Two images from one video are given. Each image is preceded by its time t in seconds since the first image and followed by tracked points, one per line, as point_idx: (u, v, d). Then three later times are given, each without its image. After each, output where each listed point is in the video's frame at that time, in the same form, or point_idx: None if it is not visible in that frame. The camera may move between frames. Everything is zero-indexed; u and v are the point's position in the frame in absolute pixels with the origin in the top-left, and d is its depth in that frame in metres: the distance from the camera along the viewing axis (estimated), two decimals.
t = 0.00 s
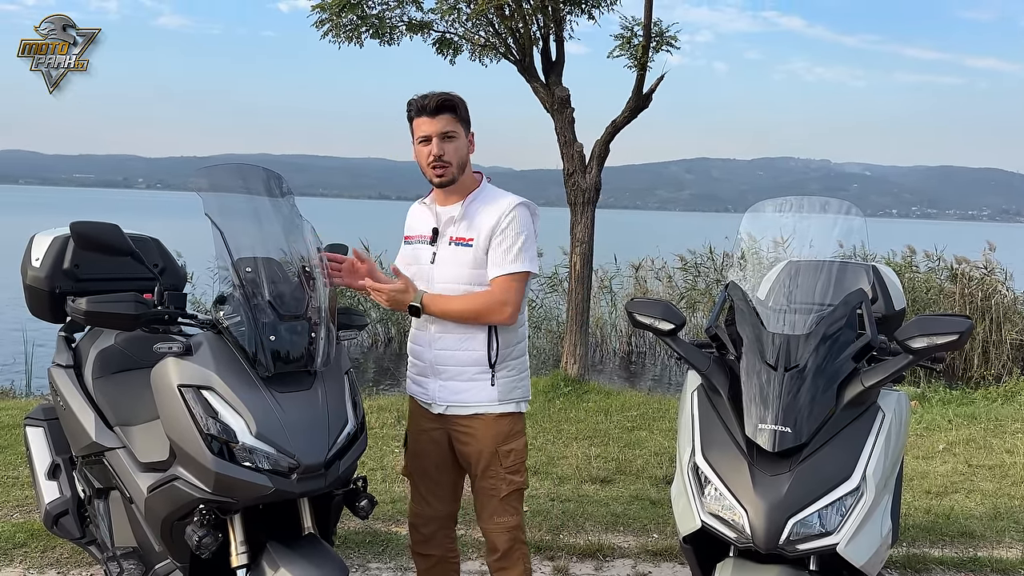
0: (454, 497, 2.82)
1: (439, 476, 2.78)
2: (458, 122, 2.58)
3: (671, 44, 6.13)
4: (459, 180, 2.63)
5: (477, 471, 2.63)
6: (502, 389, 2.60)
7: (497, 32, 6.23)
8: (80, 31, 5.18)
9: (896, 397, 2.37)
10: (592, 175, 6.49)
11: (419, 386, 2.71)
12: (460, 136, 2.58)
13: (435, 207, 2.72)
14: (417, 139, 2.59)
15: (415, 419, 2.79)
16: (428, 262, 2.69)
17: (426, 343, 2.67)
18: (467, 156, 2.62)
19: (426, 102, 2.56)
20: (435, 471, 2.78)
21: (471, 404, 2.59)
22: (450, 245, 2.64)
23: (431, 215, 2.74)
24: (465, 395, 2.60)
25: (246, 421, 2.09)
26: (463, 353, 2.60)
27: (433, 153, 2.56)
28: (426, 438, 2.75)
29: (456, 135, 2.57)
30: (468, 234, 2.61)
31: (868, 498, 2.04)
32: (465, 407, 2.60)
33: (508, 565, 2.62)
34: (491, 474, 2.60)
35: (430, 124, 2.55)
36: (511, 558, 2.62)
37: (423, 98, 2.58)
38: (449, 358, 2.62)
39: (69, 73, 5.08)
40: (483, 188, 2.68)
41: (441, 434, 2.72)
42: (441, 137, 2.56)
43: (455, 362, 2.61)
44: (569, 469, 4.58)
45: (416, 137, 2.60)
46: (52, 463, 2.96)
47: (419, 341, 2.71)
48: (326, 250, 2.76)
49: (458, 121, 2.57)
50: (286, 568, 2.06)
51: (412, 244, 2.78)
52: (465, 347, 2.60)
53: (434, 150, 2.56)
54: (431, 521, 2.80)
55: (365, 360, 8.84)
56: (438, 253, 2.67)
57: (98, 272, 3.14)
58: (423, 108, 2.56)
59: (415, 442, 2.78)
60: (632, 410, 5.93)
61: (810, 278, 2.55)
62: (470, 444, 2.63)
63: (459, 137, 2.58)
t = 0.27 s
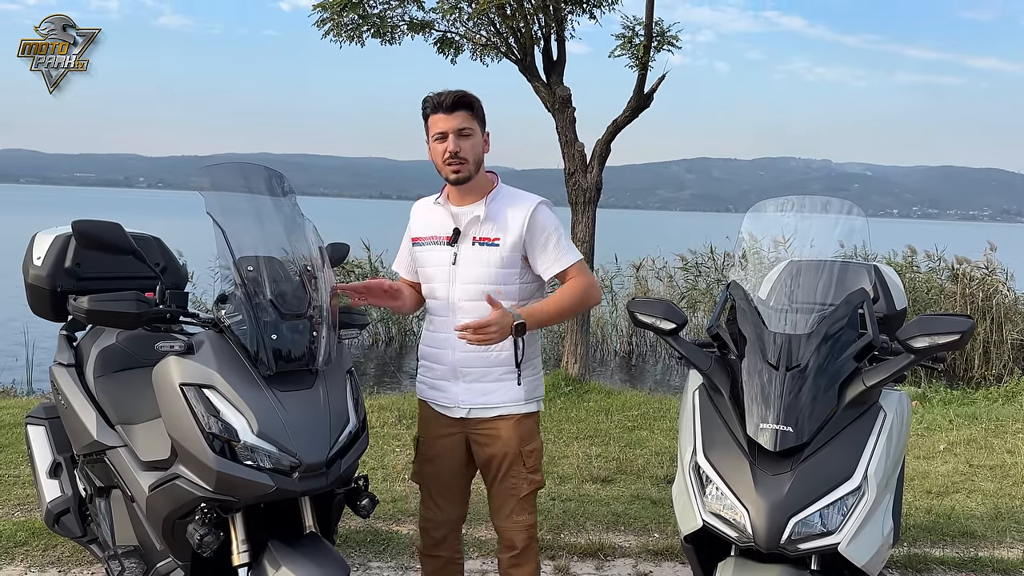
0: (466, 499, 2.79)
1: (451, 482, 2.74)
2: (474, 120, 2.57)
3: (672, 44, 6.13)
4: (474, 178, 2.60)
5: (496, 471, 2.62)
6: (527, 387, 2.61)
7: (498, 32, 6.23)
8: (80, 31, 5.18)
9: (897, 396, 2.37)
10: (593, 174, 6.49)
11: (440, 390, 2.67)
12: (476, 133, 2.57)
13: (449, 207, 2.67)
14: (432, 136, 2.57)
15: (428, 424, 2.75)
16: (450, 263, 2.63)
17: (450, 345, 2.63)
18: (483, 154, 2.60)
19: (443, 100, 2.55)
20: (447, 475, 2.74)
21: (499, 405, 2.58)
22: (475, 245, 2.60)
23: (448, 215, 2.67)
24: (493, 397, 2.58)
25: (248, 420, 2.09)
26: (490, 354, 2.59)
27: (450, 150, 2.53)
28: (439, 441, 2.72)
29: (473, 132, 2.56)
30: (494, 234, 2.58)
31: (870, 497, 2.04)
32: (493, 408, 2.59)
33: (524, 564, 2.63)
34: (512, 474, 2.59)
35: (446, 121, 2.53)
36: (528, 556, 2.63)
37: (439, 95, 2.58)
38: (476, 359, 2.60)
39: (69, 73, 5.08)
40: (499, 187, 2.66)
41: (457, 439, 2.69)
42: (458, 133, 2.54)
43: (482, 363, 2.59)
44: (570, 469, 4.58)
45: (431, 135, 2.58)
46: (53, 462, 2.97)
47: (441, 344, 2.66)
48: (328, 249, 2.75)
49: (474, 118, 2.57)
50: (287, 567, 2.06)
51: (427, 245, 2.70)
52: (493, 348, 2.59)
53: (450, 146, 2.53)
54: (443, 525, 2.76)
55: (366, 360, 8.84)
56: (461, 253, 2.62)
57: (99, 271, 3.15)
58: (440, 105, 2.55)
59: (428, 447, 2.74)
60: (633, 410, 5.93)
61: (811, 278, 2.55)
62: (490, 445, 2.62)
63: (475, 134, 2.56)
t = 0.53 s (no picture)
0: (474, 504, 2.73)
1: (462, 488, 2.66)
2: (511, 115, 2.56)
3: (672, 43, 6.13)
4: (507, 173, 2.57)
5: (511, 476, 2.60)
6: (550, 387, 2.61)
7: (499, 31, 6.23)
8: (80, 30, 5.18)
9: (898, 396, 2.37)
10: (593, 174, 6.49)
11: (462, 390, 2.58)
12: (511, 128, 2.56)
13: (475, 202, 2.61)
14: (468, 129, 2.54)
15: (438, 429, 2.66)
16: (479, 259, 2.56)
17: (478, 342, 2.56)
18: (517, 150, 2.59)
19: (482, 93, 2.55)
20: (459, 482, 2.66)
21: (526, 404, 2.55)
22: (509, 241, 2.56)
23: (477, 209, 2.60)
24: (521, 395, 2.55)
25: (249, 419, 2.09)
26: (520, 352, 2.55)
27: (486, 143, 2.50)
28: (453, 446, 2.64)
29: (508, 127, 2.55)
30: (527, 230, 2.57)
31: (870, 497, 2.04)
32: (518, 408, 2.55)
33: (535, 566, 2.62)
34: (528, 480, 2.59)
35: (485, 114, 2.51)
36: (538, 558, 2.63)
37: (478, 89, 2.57)
38: (506, 357, 2.54)
39: (69, 73, 5.08)
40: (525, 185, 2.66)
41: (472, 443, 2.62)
42: (495, 127, 2.52)
43: (511, 361, 2.55)
44: (570, 468, 4.59)
45: (467, 128, 2.55)
46: (54, 461, 2.97)
47: (466, 340, 2.57)
48: (329, 248, 2.75)
49: (510, 114, 2.56)
50: (288, 565, 2.06)
51: (450, 240, 2.62)
52: (521, 346, 2.55)
53: (487, 138, 2.50)
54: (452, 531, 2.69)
55: (366, 359, 8.84)
56: (492, 248, 2.56)
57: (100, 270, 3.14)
58: (478, 99, 2.54)
59: (440, 451, 2.65)
60: (633, 409, 5.93)
61: (813, 277, 2.54)
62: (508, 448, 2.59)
63: (511, 129, 2.55)
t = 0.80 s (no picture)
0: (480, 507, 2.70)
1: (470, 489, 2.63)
2: (545, 118, 2.54)
3: (673, 42, 6.13)
4: (537, 176, 2.57)
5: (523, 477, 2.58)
6: (568, 392, 2.60)
7: (499, 30, 6.23)
8: (80, 30, 5.18)
9: (898, 395, 2.37)
10: (593, 173, 6.50)
11: (481, 392, 2.55)
12: (545, 130, 2.53)
13: (503, 202, 2.60)
14: (500, 131, 2.52)
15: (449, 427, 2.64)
16: (506, 259, 2.55)
17: (501, 344, 2.54)
18: (549, 153, 2.57)
19: (516, 95, 2.51)
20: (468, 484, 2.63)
21: (545, 408, 2.53)
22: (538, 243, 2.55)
23: (506, 209, 2.58)
24: (540, 398, 2.54)
25: (249, 418, 2.09)
26: (542, 355, 2.54)
27: (517, 146, 2.49)
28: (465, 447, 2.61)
29: (541, 130, 2.52)
30: (555, 232, 2.56)
31: (871, 496, 2.04)
32: (536, 411, 2.54)
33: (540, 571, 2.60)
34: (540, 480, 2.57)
35: (518, 118, 2.49)
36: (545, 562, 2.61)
37: (511, 89, 2.53)
38: (529, 359, 2.53)
39: (69, 73, 5.08)
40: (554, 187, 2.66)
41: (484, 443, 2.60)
42: (527, 130, 2.50)
43: (533, 364, 2.54)
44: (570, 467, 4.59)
45: (499, 129, 2.53)
46: (54, 460, 2.97)
47: (488, 341, 2.55)
48: (329, 247, 2.75)
49: (544, 117, 2.53)
50: (288, 565, 2.06)
51: (476, 238, 2.59)
52: (543, 348, 2.54)
53: (519, 142, 2.48)
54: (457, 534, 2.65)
55: (366, 358, 8.84)
56: (520, 249, 2.55)
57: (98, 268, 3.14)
58: (510, 101, 2.51)
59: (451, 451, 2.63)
60: (634, 408, 5.93)
61: (813, 276, 2.54)
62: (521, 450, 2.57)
63: (544, 132, 2.52)
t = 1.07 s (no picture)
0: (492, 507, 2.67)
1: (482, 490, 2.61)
2: (570, 119, 2.50)
3: (672, 41, 6.13)
4: (557, 177, 2.54)
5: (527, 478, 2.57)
6: (577, 394, 2.60)
7: (499, 29, 6.22)
8: (80, 30, 5.18)
9: (899, 394, 2.37)
10: (593, 172, 6.50)
11: (490, 392, 2.54)
12: (569, 132, 2.50)
13: (520, 202, 2.58)
14: (524, 129, 2.48)
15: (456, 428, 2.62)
16: (520, 259, 2.54)
17: (513, 345, 2.53)
18: (571, 154, 2.54)
19: (544, 94, 2.46)
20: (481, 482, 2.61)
21: (553, 410, 2.53)
22: (553, 244, 2.54)
23: (522, 209, 2.56)
24: (549, 400, 2.53)
25: (249, 417, 2.09)
26: (552, 357, 2.54)
27: (541, 147, 2.45)
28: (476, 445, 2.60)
29: (566, 132, 2.49)
30: (571, 234, 2.55)
31: (871, 495, 2.04)
32: (544, 413, 2.53)
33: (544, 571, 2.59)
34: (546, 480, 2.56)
35: (544, 117, 2.45)
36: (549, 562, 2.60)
37: (538, 87, 2.49)
38: (540, 361, 2.53)
39: (69, 73, 5.08)
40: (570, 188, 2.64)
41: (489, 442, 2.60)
42: (552, 131, 2.46)
43: (543, 365, 2.54)
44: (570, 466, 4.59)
45: (522, 127, 2.50)
46: (54, 459, 2.96)
47: (498, 341, 2.54)
48: (329, 246, 2.75)
49: (569, 118, 2.50)
50: (288, 564, 2.06)
51: (491, 239, 2.57)
52: (553, 350, 2.54)
53: (543, 143, 2.45)
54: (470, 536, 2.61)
55: (366, 357, 8.84)
56: (535, 250, 2.53)
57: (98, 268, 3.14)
58: (537, 99, 2.47)
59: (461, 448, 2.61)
60: (634, 407, 5.93)
61: (813, 275, 2.54)
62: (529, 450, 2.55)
63: (568, 134, 2.49)
